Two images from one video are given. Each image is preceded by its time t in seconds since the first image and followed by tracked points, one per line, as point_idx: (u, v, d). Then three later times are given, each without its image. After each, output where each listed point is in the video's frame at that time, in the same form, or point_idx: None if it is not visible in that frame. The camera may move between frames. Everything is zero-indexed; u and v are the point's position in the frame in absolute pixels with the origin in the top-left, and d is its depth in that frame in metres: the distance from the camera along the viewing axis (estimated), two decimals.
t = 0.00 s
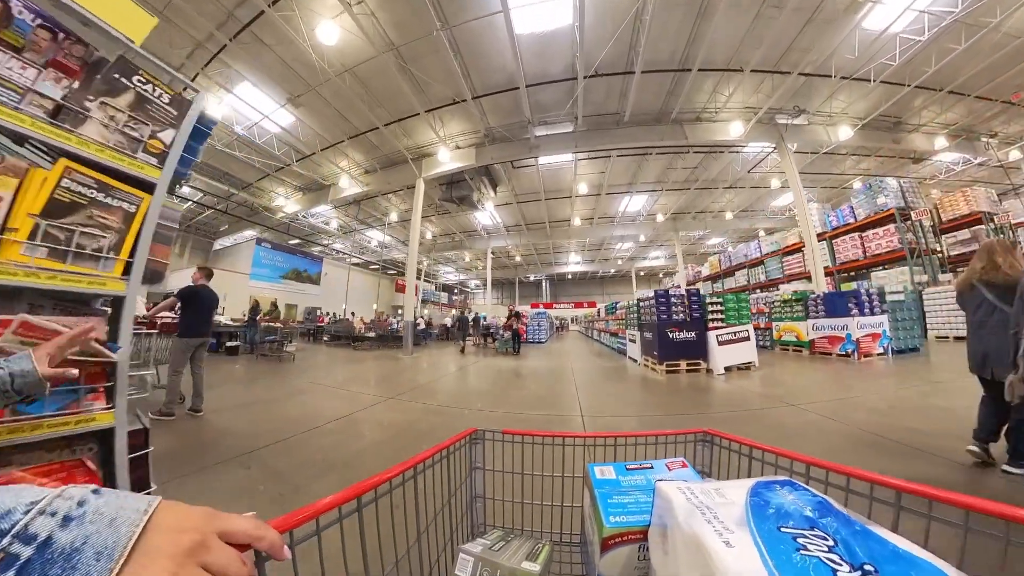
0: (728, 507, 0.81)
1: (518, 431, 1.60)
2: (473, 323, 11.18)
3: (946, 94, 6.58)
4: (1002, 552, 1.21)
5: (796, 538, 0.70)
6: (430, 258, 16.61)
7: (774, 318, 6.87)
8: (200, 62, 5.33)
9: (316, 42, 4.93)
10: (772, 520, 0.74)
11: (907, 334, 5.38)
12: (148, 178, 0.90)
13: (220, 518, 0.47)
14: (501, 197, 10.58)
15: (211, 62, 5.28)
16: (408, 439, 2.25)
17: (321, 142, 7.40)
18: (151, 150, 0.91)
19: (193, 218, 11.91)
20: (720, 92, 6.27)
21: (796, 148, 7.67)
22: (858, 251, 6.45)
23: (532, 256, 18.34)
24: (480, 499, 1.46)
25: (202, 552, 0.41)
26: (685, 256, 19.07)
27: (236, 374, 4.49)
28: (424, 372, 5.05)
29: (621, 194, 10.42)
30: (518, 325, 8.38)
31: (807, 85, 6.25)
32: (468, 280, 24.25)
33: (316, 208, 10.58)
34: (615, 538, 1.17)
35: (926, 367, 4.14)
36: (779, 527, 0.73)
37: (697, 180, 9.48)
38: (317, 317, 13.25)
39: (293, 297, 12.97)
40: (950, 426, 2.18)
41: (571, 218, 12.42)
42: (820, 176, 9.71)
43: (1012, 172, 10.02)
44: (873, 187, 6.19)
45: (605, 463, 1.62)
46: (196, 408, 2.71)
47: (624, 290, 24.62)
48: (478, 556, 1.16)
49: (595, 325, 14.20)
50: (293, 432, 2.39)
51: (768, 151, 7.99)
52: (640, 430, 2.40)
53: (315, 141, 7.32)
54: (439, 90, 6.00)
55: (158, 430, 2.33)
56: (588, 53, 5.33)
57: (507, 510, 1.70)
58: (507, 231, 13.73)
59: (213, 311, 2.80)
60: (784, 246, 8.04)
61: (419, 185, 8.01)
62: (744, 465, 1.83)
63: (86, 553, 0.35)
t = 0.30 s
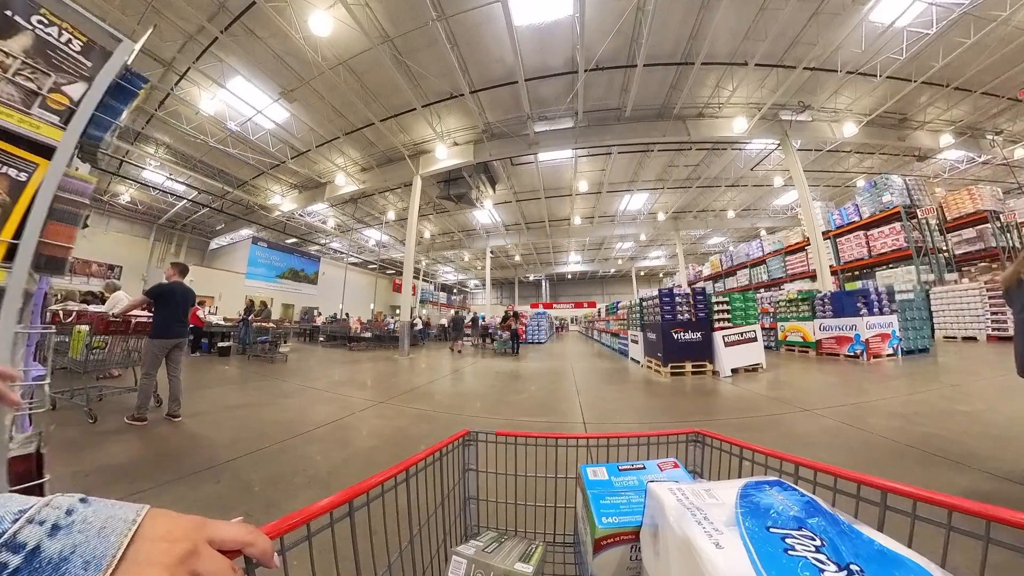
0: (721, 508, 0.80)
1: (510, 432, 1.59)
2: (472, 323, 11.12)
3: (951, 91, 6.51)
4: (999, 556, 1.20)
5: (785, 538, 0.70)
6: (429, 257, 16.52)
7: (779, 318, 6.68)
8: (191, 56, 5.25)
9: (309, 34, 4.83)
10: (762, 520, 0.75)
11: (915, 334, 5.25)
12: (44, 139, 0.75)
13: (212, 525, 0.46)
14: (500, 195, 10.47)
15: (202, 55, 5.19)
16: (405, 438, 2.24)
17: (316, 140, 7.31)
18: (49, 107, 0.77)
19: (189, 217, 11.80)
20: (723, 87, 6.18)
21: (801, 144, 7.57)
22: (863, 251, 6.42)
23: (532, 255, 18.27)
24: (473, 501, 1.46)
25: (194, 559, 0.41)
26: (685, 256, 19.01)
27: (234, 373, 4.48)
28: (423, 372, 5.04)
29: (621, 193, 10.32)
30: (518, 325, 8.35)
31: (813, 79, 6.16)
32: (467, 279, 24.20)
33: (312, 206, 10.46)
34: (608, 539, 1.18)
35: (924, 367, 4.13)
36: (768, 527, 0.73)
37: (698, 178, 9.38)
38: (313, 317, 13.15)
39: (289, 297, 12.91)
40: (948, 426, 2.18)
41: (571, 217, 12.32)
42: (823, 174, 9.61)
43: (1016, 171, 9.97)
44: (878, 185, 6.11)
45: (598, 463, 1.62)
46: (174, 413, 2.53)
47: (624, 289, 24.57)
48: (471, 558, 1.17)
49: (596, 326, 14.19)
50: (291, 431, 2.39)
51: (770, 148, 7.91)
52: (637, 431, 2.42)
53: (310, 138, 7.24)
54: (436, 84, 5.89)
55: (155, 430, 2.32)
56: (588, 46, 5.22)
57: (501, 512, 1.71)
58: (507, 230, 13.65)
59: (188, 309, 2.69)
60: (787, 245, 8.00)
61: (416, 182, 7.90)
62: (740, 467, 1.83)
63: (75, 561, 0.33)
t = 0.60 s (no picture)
0: (713, 506, 0.80)
1: (506, 433, 1.58)
2: (471, 322, 11.04)
3: (957, 88, 6.41)
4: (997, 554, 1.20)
5: (776, 534, 0.70)
6: (428, 257, 16.43)
7: (785, 318, 6.57)
8: (182, 47, 5.15)
9: (302, 24, 4.72)
10: (754, 517, 0.74)
11: (926, 334, 5.10)
12: None
13: (208, 532, 0.44)
14: (500, 193, 10.36)
15: (192, 46, 5.10)
16: (404, 437, 2.23)
17: (313, 136, 7.21)
18: None
19: (185, 216, 11.70)
20: (728, 81, 6.07)
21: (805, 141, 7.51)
22: (869, 250, 6.33)
23: (532, 254, 18.20)
24: (468, 502, 1.46)
25: (191, 566, 0.39)
26: (686, 255, 18.91)
27: (232, 373, 4.45)
28: (422, 373, 5.02)
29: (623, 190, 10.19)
30: (518, 326, 8.31)
31: (818, 74, 6.07)
32: (467, 279, 24.16)
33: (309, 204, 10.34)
34: (603, 539, 1.14)
35: (926, 367, 4.11)
36: (760, 524, 0.73)
37: (701, 176, 9.27)
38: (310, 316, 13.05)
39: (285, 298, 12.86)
40: (951, 427, 2.16)
41: (572, 215, 12.23)
42: (827, 172, 9.50)
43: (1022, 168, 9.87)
44: (884, 183, 6.02)
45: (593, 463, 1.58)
46: (150, 418, 2.37)
47: (624, 290, 24.52)
48: (467, 559, 1.16)
49: (597, 325, 14.14)
50: (288, 429, 2.36)
51: (775, 144, 7.82)
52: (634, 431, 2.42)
53: (306, 135, 7.15)
54: (433, 77, 5.77)
55: (149, 430, 2.29)
56: (589, 37, 5.10)
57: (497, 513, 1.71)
58: (507, 229, 13.56)
59: (159, 305, 2.51)
60: (791, 244, 7.87)
61: (413, 179, 7.82)
62: (738, 466, 1.83)
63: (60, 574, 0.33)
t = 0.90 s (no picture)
0: (717, 487, 0.81)
1: (513, 428, 1.57)
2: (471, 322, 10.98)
3: (965, 83, 6.30)
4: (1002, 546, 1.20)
5: (777, 510, 0.71)
6: (428, 255, 16.23)
7: (792, 317, 6.61)
8: (175, 39, 5.04)
9: (295, 14, 4.60)
10: (756, 495, 0.75)
11: (936, 334, 5.06)
12: None
13: (244, 528, 0.44)
14: (500, 191, 10.25)
15: (185, 39, 5.00)
16: (405, 438, 2.23)
17: (310, 131, 7.11)
18: None
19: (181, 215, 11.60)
20: (732, 77, 5.96)
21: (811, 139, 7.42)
22: (876, 249, 6.17)
23: (532, 254, 18.12)
24: (475, 497, 1.45)
25: (232, 563, 0.38)
26: (687, 255, 18.79)
27: (231, 374, 4.45)
28: (422, 373, 5.02)
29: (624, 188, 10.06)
30: (518, 328, 8.27)
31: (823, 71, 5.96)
32: (466, 279, 24.10)
33: (307, 202, 10.25)
34: (614, 525, 1.04)
35: (929, 368, 4.09)
36: (762, 501, 0.73)
37: (703, 174, 9.16)
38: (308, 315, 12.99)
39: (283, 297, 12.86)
40: (956, 427, 2.15)
41: (572, 214, 12.14)
42: (832, 169, 9.37)
43: None
44: (890, 180, 6.03)
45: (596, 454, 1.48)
46: (126, 423, 2.34)
47: (625, 289, 24.45)
48: (482, 551, 1.14)
49: (597, 325, 14.09)
50: (289, 434, 2.35)
51: (781, 141, 7.70)
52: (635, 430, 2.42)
53: (304, 130, 7.06)
54: (431, 70, 5.65)
55: (151, 433, 2.29)
56: (592, 29, 5.00)
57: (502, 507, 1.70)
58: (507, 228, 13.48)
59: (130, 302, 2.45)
60: (794, 243, 7.88)
61: (411, 176, 7.72)
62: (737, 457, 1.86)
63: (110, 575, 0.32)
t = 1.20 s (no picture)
0: (704, 496, 0.81)
1: (508, 437, 1.57)
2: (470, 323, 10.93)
3: (974, 80, 6.17)
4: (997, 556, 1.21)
5: (760, 519, 0.72)
6: (427, 254, 16.15)
7: (799, 318, 6.57)
8: (165, 32, 4.92)
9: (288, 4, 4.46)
10: (742, 505, 0.75)
11: (950, 335, 4.99)
12: None
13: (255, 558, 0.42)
14: (499, 190, 10.14)
15: (175, 32, 4.89)
16: (405, 444, 2.24)
17: (305, 128, 6.99)
18: None
19: (177, 213, 11.50)
20: (738, 71, 5.84)
21: (817, 134, 7.31)
22: (882, 248, 6.14)
23: (531, 254, 18.03)
24: (470, 504, 1.47)
25: None
26: (688, 255, 18.69)
27: (230, 377, 4.46)
28: (421, 377, 5.02)
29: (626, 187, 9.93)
30: (518, 331, 8.25)
31: (829, 66, 5.82)
32: (466, 278, 24.04)
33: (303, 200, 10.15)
34: (606, 532, 1.06)
35: (930, 370, 4.08)
36: (746, 510, 0.74)
37: (707, 171, 9.05)
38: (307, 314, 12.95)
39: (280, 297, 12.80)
40: (956, 434, 2.15)
41: (573, 213, 12.04)
42: (837, 167, 9.24)
43: None
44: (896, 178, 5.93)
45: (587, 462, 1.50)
46: (98, 431, 2.18)
47: (625, 289, 24.39)
48: (477, 561, 1.16)
49: (599, 325, 14.05)
50: (289, 439, 2.36)
51: (786, 137, 7.59)
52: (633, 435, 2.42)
53: (298, 127, 6.95)
54: (429, 63, 5.52)
55: (152, 436, 2.30)
56: (594, 22, 4.84)
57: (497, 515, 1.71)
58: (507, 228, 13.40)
59: (97, 302, 2.31)
60: (798, 243, 7.84)
61: (410, 173, 7.61)
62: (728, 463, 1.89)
63: None
